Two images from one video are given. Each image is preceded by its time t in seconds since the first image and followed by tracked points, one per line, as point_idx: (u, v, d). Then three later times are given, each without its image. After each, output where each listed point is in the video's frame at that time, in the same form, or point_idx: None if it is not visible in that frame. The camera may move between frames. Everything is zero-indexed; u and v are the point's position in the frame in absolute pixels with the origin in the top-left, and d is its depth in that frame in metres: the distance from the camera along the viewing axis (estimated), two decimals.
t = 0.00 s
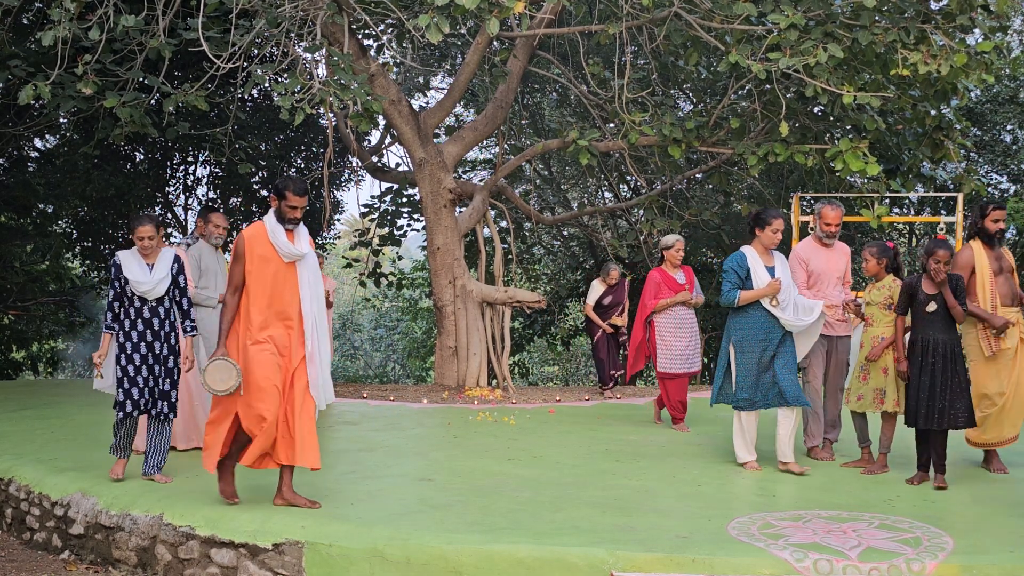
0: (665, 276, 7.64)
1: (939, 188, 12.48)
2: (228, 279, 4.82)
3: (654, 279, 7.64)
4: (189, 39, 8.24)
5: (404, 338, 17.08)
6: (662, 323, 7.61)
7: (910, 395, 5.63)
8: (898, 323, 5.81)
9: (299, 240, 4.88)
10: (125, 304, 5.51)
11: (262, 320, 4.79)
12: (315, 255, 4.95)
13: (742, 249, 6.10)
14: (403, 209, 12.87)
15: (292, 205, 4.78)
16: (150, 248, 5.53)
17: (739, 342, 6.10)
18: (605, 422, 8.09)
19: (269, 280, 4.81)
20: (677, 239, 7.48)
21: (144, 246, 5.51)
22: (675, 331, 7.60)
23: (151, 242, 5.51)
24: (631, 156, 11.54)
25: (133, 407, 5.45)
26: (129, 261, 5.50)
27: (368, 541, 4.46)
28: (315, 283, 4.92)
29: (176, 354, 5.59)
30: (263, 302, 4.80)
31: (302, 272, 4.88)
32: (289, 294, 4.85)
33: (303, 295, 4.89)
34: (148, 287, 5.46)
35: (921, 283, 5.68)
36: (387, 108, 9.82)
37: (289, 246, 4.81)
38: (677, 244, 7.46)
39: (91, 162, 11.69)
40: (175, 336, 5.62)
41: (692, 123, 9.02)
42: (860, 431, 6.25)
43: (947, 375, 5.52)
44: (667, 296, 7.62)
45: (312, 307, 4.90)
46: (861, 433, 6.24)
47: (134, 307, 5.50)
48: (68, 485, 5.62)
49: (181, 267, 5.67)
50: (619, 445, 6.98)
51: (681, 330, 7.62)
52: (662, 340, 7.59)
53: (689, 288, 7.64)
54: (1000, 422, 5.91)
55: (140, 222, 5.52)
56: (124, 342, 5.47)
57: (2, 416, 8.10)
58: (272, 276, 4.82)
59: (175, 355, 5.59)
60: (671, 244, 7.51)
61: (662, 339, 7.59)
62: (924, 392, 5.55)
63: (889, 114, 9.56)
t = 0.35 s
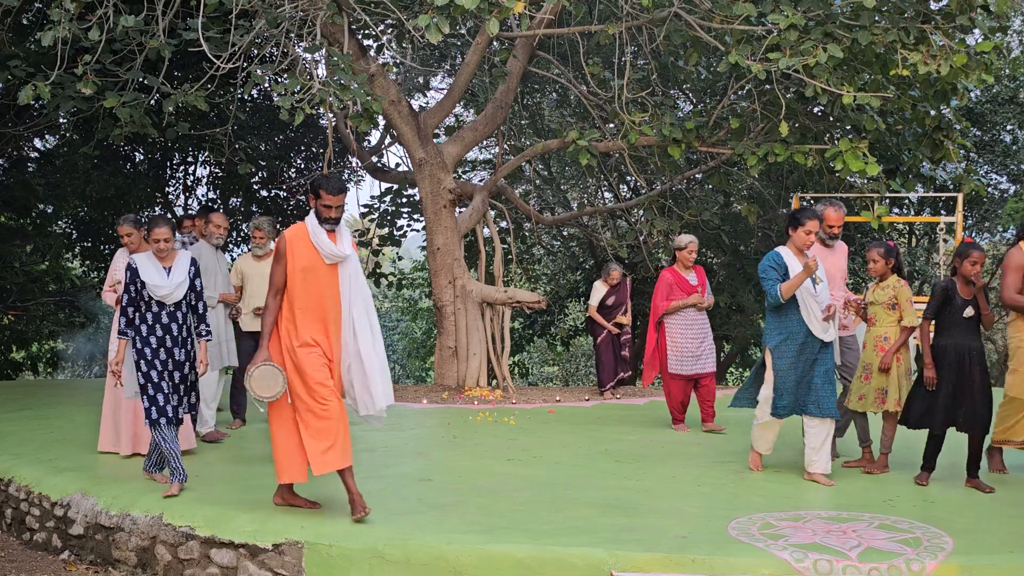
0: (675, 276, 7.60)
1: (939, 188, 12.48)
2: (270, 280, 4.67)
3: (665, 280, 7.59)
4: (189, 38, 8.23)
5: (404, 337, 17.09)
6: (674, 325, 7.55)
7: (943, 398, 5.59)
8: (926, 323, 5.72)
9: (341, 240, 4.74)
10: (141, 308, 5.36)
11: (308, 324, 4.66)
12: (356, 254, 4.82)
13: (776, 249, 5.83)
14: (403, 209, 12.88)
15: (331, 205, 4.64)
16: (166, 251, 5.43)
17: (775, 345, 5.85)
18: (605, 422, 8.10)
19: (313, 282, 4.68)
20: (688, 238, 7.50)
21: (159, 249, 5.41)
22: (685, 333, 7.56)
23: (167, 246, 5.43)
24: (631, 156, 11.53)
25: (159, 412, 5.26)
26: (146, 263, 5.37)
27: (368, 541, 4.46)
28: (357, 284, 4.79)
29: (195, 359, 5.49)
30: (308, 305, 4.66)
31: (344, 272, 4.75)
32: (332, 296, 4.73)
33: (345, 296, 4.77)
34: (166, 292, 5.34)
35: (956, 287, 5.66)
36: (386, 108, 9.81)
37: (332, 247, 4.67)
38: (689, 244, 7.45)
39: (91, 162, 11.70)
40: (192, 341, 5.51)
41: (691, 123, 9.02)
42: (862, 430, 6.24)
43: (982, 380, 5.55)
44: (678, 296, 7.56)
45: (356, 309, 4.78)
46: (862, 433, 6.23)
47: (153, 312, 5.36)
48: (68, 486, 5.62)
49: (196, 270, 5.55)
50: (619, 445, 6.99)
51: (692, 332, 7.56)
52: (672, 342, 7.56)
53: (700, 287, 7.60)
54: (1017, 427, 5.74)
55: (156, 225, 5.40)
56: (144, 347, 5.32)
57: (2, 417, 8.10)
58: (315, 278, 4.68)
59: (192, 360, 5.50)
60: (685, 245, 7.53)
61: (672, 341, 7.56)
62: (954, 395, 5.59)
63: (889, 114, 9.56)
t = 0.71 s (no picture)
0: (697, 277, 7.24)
1: (939, 188, 12.48)
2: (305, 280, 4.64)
3: (687, 278, 7.24)
4: (189, 38, 8.23)
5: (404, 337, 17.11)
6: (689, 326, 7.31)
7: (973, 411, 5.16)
8: (949, 330, 5.31)
9: (371, 234, 4.59)
10: (148, 306, 5.25)
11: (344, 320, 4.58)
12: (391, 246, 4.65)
13: (810, 250, 5.50)
14: (403, 209, 12.88)
15: (350, 199, 4.53)
16: (174, 252, 5.29)
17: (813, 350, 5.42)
18: (605, 422, 8.10)
19: (344, 278, 4.58)
20: (713, 240, 7.12)
21: (167, 249, 5.27)
22: (701, 337, 7.27)
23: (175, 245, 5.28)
24: (631, 156, 11.53)
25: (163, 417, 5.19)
26: (154, 263, 5.22)
27: (367, 541, 4.45)
28: (393, 277, 4.63)
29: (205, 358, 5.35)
30: (340, 300, 4.58)
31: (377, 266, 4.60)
32: (366, 291, 4.60)
33: (380, 291, 4.61)
34: (177, 291, 5.21)
35: (983, 292, 5.25)
36: (386, 108, 9.80)
37: (361, 242, 4.54)
38: (713, 246, 7.10)
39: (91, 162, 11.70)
40: (203, 340, 5.39)
41: (691, 123, 9.02)
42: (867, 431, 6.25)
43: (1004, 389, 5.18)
44: (699, 296, 7.23)
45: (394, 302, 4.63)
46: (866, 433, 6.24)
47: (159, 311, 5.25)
48: (68, 486, 5.63)
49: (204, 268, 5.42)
50: (619, 445, 6.99)
51: (709, 336, 7.25)
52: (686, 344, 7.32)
53: (722, 291, 7.24)
54: None
55: (165, 223, 5.26)
56: (150, 348, 5.22)
57: (3, 417, 8.10)
58: (346, 273, 4.57)
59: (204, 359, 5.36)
60: (710, 245, 7.13)
61: (686, 343, 7.33)
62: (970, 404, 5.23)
63: (889, 114, 9.57)
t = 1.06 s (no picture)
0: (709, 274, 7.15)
1: (939, 188, 12.48)
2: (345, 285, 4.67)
3: (700, 276, 7.14)
4: (189, 38, 8.23)
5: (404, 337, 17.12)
6: (701, 325, 7.16)
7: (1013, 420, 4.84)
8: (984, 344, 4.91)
9: (397, 237, 4.48)
10: (159, 311, 5.11)
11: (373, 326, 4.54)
12: (421, 249, 4.50)
13: (841, 247, 5.24)
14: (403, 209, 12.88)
15: (366, 204, 4.43)
16: (187, 257, 5.15)
17: (842, 352, 5.20)
18: (605, 422, 8.10)
19: (373, 283, 4.54)
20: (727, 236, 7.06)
21: (180, 254, 5.13)
22: (714, 336, 7.13)
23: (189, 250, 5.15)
24: (631, 156, 11.53)
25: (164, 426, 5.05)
26: (166, 267, 5.08)
27: (367, 541, 4.45)
28: (420, 281, 4.49)
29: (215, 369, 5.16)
30: (368, 305, 4.54)
31: (403, 270, 4.49)
32: (393, 296, 4.49)
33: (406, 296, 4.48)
34: (188, 298, 5.06)
35: (1000, 294, 4.92)
36: (386, 108, 9.80)
37: (381, 244, 4.45)
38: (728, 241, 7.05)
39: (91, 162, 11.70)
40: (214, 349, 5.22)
41: (691, 123, 9.03)
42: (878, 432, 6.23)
43: None
44: (711, 295, 7.12)
45: (424, 306, 4.48)
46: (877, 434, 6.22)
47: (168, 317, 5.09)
48: (68, 486, 5.63)
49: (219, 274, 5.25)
50: (619, 445, 6.99)
51: (722, 335, 7.13)
52: (698, 344, 7.17)
53: (736, 290, 7.13)
54: None
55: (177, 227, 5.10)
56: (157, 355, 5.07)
57: (3, 416, 8.10)
58: (373, 278, 4.53)
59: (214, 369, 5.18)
60: (725, 242, 7.06)
61: (698, 342, 7.17)
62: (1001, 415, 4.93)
63: (889, 114, 9.56)
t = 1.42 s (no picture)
0: (713, 277, 6.96)
1: (939, 188, 12.48)
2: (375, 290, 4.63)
3: (701, 279, 6.98)
4: (189, 38, 8.22)
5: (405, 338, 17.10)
6: (708, 329, 6.95)
7: None
8: None
9: (417, 239, 4.41)
10: (165, 323, 4.80)
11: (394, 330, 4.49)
12: (440, 250, 4.42)
13: (886, 248, 5.05)
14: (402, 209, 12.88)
15: (386, 205, 4.38)
16: (206, 282, 4.85)
17: (880, 359, 5.01)
18: (605, 422, 8.11)
19: (395, 287, 4.47)
20: (724, 235, 6.96)
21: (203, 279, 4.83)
22: (723, 338, 6.90)
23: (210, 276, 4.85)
24: (631, 156, 11.52)
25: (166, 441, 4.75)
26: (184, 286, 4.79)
27: (367, 541, 4.45)
28: (441, 282, 4.41)
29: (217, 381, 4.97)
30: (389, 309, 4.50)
31: (422, 271, 4.43)
32: (412, 299, 4.44)
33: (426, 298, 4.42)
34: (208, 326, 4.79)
35: None
36: (386, 108, 9.79)
37: (399, 246, 4.41)
38: (726, 242, 6.94)
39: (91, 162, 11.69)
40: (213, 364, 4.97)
41: (691, 123, 9.02)
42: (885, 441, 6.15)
43: None
44: (714, 297, 6.95)
45: (443, 308, 4.41)
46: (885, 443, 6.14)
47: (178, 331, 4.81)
48: (68, 486, 5.63)
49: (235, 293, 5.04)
50: (619, 445, 6.99)
51: (732, 335, 6.90)
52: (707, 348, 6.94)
53: (740, 288, 6.95)
54: None
55: (198, 252, 4.80)
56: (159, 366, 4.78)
57: (3, 417, 8.11)
58: (394, 281, 4.47)
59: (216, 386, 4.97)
60: (721, 240, 6.96)
61: (706, 346, 6.95)
62: None
63: (889, 114, 9.54)
